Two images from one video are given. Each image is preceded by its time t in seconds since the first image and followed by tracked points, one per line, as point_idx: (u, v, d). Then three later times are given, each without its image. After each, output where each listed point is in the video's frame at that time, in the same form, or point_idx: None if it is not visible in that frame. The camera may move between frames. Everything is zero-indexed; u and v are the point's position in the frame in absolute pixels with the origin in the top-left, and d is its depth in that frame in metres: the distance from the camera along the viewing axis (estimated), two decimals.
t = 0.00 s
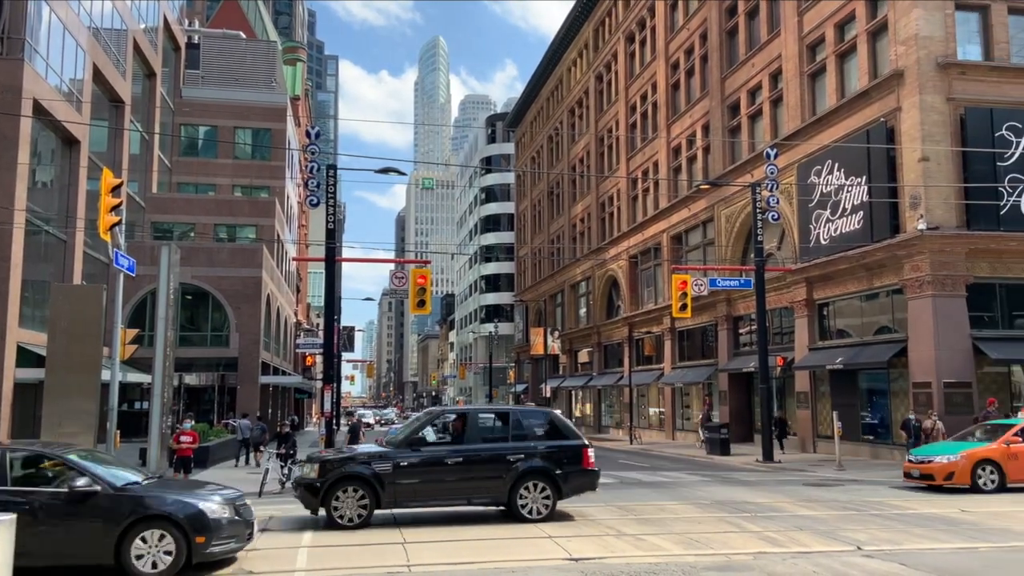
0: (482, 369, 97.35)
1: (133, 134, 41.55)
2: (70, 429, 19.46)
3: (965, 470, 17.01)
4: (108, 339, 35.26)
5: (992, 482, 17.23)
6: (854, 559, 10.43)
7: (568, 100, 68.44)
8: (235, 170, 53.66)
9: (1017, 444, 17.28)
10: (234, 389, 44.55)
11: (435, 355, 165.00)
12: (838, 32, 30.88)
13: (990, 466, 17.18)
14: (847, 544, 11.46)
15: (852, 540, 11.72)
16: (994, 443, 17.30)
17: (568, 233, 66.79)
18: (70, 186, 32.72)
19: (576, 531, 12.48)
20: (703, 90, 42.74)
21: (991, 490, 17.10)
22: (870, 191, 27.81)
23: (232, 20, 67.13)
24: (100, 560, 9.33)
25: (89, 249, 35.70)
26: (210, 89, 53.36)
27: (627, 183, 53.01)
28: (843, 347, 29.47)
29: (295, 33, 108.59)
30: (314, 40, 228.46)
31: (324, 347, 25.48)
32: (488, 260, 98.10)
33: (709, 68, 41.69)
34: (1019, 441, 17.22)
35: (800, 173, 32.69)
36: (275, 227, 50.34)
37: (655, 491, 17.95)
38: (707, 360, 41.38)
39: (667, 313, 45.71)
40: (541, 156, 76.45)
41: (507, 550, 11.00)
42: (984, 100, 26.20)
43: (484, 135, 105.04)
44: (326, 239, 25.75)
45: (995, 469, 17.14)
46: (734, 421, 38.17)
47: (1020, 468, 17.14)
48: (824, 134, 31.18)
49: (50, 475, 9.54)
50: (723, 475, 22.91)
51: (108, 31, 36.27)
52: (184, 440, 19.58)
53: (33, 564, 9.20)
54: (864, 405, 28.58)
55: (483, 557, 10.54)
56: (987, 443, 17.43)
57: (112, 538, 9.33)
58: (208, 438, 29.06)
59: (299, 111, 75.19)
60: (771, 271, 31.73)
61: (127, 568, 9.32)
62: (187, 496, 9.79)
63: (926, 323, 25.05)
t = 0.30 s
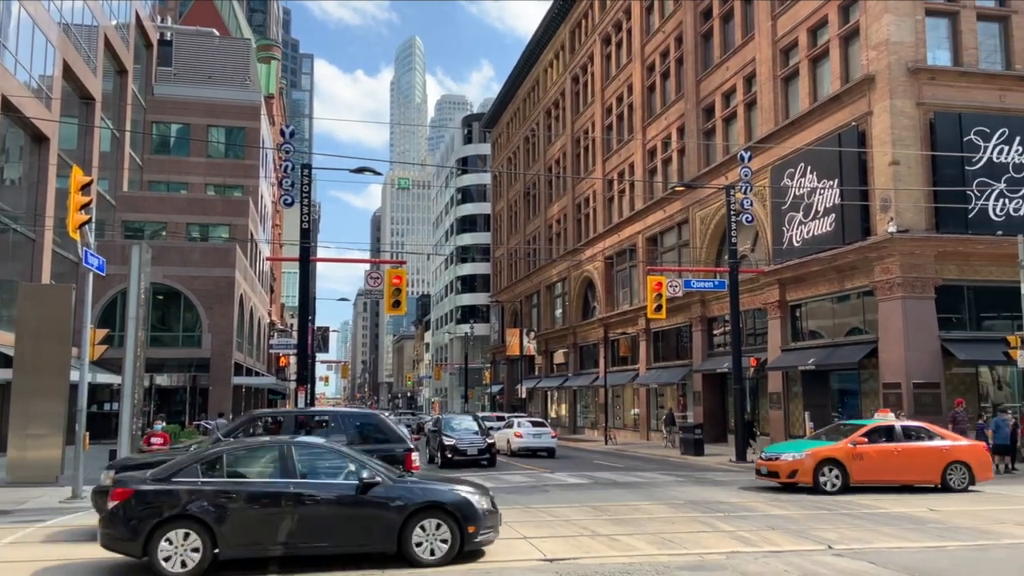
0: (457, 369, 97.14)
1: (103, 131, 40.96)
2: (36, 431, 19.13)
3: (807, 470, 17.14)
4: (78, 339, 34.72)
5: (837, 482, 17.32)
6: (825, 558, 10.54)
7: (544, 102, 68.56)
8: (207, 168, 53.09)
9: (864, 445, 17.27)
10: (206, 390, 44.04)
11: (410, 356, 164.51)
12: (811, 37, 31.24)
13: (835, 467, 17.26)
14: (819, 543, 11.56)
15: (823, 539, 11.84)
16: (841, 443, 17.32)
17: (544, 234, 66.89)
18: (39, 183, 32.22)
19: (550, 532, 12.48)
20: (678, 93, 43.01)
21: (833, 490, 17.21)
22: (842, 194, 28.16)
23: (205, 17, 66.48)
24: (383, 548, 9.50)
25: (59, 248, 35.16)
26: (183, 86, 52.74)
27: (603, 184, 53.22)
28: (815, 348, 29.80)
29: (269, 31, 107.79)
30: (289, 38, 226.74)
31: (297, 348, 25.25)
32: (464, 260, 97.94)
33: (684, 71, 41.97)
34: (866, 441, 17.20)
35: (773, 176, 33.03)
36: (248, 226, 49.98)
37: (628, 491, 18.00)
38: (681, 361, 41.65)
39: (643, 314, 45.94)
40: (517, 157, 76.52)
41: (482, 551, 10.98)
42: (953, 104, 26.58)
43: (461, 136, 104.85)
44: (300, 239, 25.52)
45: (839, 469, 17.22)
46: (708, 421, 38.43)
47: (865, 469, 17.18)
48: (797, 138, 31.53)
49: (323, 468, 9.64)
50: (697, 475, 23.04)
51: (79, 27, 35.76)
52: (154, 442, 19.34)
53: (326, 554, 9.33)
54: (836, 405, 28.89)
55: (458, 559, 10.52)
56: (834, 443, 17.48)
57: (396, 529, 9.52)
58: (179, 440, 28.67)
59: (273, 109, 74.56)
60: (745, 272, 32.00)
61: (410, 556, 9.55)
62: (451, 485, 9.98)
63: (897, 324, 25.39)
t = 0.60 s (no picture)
0: (433, 370, 96.91)
1: (74, 129, 40.33)
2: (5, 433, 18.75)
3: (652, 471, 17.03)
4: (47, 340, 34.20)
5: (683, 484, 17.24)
6: (797, 557, 10.64)
7: (521, 102, 68.63)
8: (181, 167, 52.47)
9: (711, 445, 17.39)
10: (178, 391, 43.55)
11: (386, 357, 163.84)
12: (785, 41, 31.56)
13: (680, 468, 17.20)
14: (791, 542, 11.67)
15: (796, 538, 11.96)
16: (687, 444, 17.33)
17: (521, 235, 66.99)
18: (7, 182, 31.67)
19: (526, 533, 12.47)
20: (654, 95, 43.22)
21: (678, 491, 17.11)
22: (815, 197, 28.50)
23: (179, 15, 65.70)
24: (628, 536, 10.49)
25: (28, 247, 34.60)
26: (156, 84, 52.08)
27: (579, 185, 53.37)
28: (788, 349, 30.12)
29: (244, 29, 107.08)
30: (265, 37, 224.85)
31: (272, 348, 25.06)
32: (441, 261, 97.75)
33: (660, 73, 42.21)
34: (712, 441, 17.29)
35: (747, 178, 33.32)
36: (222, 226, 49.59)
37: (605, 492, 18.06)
38: (657, 361, 41.89)
39: (618, 315, 46.16)
40: (494, 158, 76.52)
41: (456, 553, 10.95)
42: (923, 109, 26.96)
43: (438, 135, 104.61)
44: (275, 240, 25.30)
45: (684, 470, 17.18)
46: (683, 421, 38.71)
47: (712, 469, 17.22)
48: (771, 140, 31.86)
49: (567, 464, 10.64)
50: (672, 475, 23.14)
51: (50, 24, 35.20)
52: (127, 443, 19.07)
53: (583, 539, 10.32)
54: (809, 405, 29.23)
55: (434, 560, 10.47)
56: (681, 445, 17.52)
57: (640, 519, 10.52)
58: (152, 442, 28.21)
59: (248, 108, 73.93)
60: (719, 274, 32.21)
61: (653, 542, 10.55)
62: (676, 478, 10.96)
63: (867, 325, 25.73)
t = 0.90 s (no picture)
0: (412, 371, 96.62)
1: (47, 127, 39.77)
2: None
3: (497, 475, 16.46)
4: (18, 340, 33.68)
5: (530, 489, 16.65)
6: (774, 556, 10.69)
7: (500, 103, 68.62)
8: (156, 166, 51.89)
9: (558, 448, 16.82)
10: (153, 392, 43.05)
11: (365, 358, 163.15)
12: (762, 43, 31.78)
13: (527, 473, 16.65)
14: (767, 541, 11.74)
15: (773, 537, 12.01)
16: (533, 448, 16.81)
17: (500, 235, 66.98)
18: None
19: (505, 533, 12.44)
20: (633, 96, 43.37)
21: (524, 497, 16.50)
22: (792, 198, 28.74)
23: (155, 12, 65.01)
24: (848, 527, 11.07)
25: None
26: (131, 82, 51.47)
27: (559, 186, 53.44)
28: (765, 349, 30.34)
29: (221, 27, 106.34)
30: (242, 35, 223.07)
31: (249, 348, 24.77)
32: (420, 261, 97.47)
33: (639, 75, 42.36)
34: (559, 444, 16.77)
35: (725, 180, 33.53)
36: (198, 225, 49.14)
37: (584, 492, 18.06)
38: (636, 362, 42.02)
39: (597, 315, 46.29)
40: (474, 158, 76.42)
41: (434, 554, 10.89)
42: (898, 111, 27.26)
43: (417, 135, 104.32)
44: (252, 239, 25.04)
45: (531, 475, 16.62)
46: (661, 421, 38.89)
47: (559, 472, 16.60)
48: (748, 142, 32.08)
49: (787, 457, 11.19)
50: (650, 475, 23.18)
51: (22, 20, 34.69)
52: (99, 445, 18.77)
53: (806, 529, 10.95)
54: (785, 405, 29.45)
55: (411, 562, 10.40)
56: (529, 448, 16.92)
57: (859, 511, 11.11)
58: (126, 443, 27.84)
59: (225, 106, 73.33)
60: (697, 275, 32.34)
61: (870, 533, 11.15)
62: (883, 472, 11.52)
63: (843, 326, 25.95)
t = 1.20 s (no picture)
0: (394, 372, 96.33)
1: (23, 125, 39.24)
2: None
3: (334, 482, 15.30)
4: None
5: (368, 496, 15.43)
6: (754, 555, 10.74)
7: (483, 103, 68.58)
8: (134, 165, 51.35)
9: (400, 452, 15.58)
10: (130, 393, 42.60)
11: (346, 358, 162.50)
12: (743, 45, 31.99)
13: (366, 478, 15.46)
14: (747, 540, 11.81)
15: (753, 536, 12.08)
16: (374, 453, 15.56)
17: (481, 235, 66.94)
18: None
19: (486, 534, 12.43)
20: (615, 97, 43.49)
21: (360, 505, 15.27)
22: (771, 200, 28.95)
23: (133, 9, 64.33)
24: None
25: None
26: (109, 80, 50.91)
27: (540, 187, 53.46)
28: (745, 349, 30.55)
29: (200, 25, 105.52)
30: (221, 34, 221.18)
31: (228, 349, 24.55)
32: (401, 261, 97.19)
33: (620, 76, 42.49)
34: (400, 448, 15.54)
35: (706, 181, 33.71)
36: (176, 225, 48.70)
37: (566, 492, 18.06)
38: (617, 362, 42.13)
39: (579, 316, 46.39)
40: (456, 158, 76.31)
41: (414, 555, 10.84)
42: (876, 114, 27.53)
43: (398, 135, 104.02)
44: (231, 239, 24.81)
45: (369, 481, 15.42)
46: (642, 421, 39.04)
47: (398, 478, 15.37)
48: (728, 143, 32.30)
49: (977, 452, 11.70)
50: (632, 474, 23.24)
51: None
52: (74, 447, 18.51)
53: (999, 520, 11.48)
54: (765, 405, 29.66)
55: (391, 563, 10.36)
56: (369, 452, 15.67)
57: None
58: (103, 445, 27.48)
59: (204, 105, 72.68)
60: (678, 276, 32.44)
61: None
62: None
63: (822, 325, 26.17)
